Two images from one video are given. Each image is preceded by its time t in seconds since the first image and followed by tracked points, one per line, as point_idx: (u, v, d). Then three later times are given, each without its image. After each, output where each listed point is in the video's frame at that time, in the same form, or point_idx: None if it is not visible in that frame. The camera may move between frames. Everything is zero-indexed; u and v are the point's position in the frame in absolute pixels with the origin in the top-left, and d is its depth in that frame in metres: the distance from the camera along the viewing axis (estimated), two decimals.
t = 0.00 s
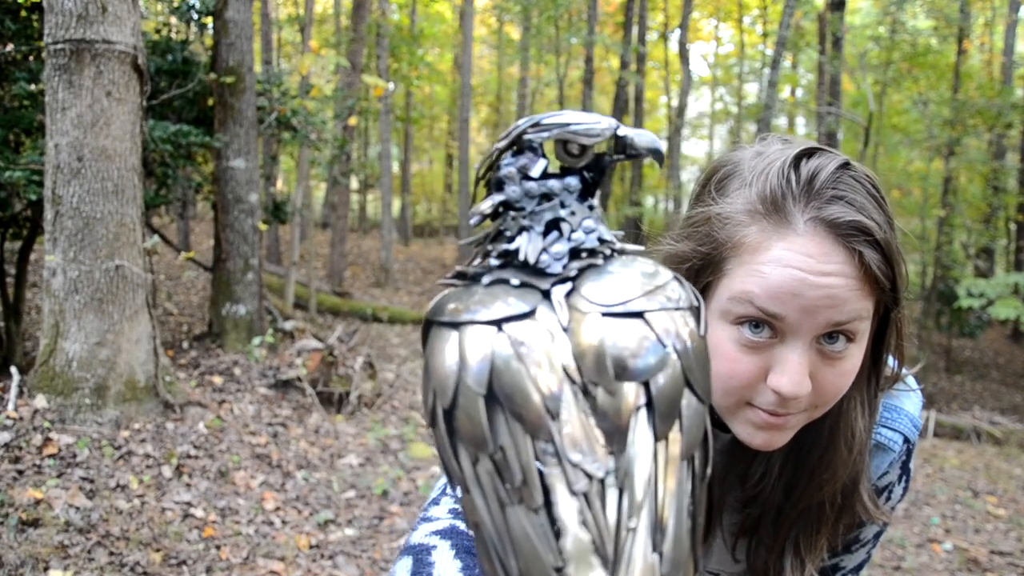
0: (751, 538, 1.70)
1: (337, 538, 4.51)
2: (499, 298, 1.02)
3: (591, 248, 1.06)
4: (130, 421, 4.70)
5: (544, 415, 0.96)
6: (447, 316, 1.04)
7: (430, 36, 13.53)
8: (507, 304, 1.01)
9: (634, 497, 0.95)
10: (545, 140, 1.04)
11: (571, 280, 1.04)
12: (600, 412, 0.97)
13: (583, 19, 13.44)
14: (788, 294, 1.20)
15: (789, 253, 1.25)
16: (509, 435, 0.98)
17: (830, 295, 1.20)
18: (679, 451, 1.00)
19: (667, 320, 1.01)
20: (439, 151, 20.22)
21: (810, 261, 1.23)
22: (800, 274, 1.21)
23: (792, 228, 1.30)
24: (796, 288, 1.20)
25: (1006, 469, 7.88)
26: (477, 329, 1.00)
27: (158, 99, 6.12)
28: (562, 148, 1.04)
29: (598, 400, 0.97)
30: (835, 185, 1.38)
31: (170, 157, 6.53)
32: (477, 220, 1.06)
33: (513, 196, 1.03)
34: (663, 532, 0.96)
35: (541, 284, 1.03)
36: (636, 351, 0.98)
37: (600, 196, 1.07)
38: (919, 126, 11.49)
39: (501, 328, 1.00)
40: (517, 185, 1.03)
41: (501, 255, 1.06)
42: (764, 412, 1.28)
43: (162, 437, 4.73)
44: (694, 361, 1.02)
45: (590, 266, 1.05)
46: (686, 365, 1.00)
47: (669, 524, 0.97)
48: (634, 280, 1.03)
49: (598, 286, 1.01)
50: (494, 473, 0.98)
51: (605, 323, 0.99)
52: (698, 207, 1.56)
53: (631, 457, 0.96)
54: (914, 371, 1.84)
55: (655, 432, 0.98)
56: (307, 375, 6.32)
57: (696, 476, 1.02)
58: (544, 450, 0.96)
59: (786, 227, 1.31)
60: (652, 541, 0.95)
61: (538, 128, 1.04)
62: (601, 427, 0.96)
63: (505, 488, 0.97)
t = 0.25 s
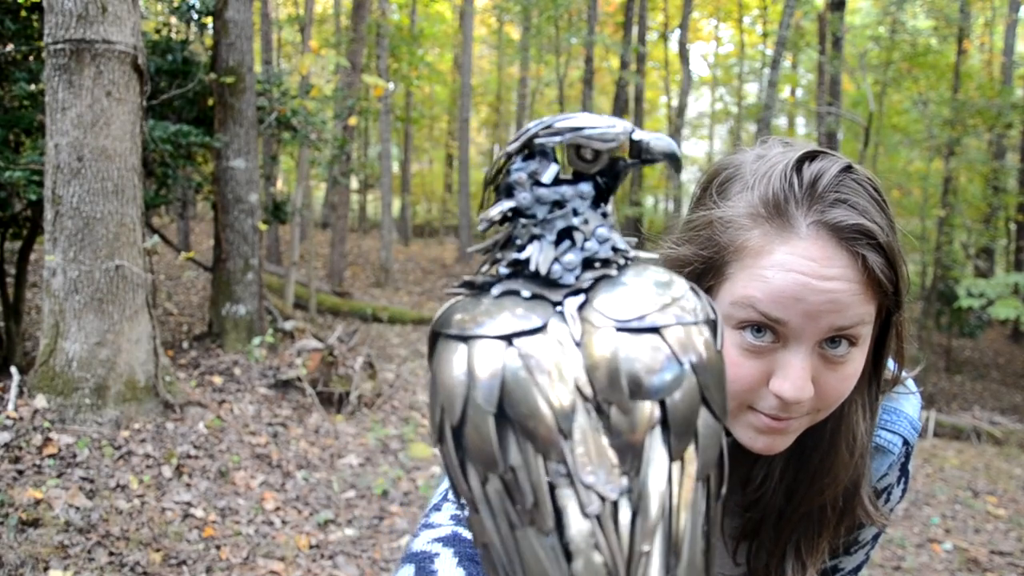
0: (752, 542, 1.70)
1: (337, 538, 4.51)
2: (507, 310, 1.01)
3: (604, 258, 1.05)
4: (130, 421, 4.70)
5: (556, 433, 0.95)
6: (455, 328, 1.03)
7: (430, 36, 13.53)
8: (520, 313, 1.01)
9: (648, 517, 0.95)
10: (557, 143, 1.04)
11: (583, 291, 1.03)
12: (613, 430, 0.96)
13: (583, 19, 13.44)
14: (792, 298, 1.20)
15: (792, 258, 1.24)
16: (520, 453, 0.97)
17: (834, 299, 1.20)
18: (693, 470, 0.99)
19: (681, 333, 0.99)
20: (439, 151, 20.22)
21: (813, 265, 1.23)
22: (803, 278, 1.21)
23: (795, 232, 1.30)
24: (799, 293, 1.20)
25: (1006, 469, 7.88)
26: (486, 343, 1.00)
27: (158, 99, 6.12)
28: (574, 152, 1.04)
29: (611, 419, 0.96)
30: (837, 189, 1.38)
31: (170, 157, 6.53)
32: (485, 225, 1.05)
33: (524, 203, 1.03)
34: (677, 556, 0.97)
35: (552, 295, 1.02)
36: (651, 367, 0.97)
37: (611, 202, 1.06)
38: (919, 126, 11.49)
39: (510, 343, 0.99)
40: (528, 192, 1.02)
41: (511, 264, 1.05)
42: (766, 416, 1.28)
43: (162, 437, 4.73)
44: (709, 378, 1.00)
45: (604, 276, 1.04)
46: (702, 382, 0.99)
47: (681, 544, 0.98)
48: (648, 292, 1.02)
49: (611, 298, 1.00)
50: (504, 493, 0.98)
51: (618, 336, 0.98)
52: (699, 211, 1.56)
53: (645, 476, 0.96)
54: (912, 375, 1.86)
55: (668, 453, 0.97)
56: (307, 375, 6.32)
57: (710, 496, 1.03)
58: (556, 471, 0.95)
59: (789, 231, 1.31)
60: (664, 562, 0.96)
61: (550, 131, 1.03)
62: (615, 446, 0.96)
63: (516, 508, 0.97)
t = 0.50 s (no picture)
0: (750, 541, 1.70)
1: (337, 538, 4.51)
2: (503, 324, 1.01)
3: (602, 274, 1.05)
4: (130, 421, 4.70)
5: (549, 446, 0.95)
6: (452, 341, 1.02)
7: (430, 36, 13.54)
8: (516, 329, 1.00)
9: (639, 531, 0.95)
10: (558, 161, 1.02)
11: (581, 308, 1.02)
12: (606, 445, 0.96)
13: (583, 19, 13.43)
14: (787, 298, 1.20)
15: (787, 257, 1.24)
16: (514, 465, 0.97)
17: (830, 297, 1.20)
18: (684, 483, 1.00)
19: (675, 351, 0.99)
20: (439, 151, 20.22)
21: (808, 263, 1.23)
22: (798, 277, 1.20)
23: (790, 231, 1.29)
24: (795, 291, 1.20)
25: (1006, 469, 7.88)
26: (483, 357, 0.99)
27: (158, 99, 6.12)
28: (574, 171, 1.03)
29: (605, 434, 0.96)
30: (832, 188, 1.38)
31: (170, 157, 6.53)
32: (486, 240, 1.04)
33: (523, 220, 1.01)
34: (666, 568, 0.97)
35: (550, 311, 1.01)
36: (644, 384, 0.97)
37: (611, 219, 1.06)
38: (919, 126, 11.49)
39: (506, 357, 0.99)
40: (528, 209, 1.02)
41: (509, 279, 1.04)
42: (763, 416, 1.28)
43: (162, 437, 4.73)
44: (701, 395, 1.00)
45: (600, 293, 1.04)
46: (694, 400, 0.99)
47: (671, 559, 0.98)
48: (644, 310, 1.01)
49: (607, 316, 1.00)
50: (498, 504, 0.98)
51: (613, 353, 0.98)
52: (696, 210, 1.56)
53: (636, 490, 0.96)
54: (910, 375, 1.86)
55: (660, 467, 0.97)
56: (307, 375, 6.31)
57: (700, 509, 1.03)
58: (549, 484, 0.95)
59: (784, 230, 1.30)
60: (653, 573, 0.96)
61: (551, 149, 1.02)
62: (607, 460, 0.95)
63: (509, 520, 0.97)
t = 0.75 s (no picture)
0: (744, 537, 1.69)
1: (337, 538, 4.51)
2: (498, 323, 1.04)
3: (592, 279, 1.09)
4: (130, 421, 4.70)
5: (538, 439, 0.98)
6: (449, 338, 1.06)
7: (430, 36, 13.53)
8: (510, 328, 1.04)
9: (619, 520, 0.98)
10: (553, 170, 1.07)
11: (571, 310, 1.06)
12: (591, 440, 0.99)
13: (583, 19, 13.42)
14: (774, 289, 1.20)
15: (774, 247, 1.24)
16: (504, 456, 1.00)
17: (816, 289, 1.20)
18: (664, 476, 1.02)
19: (659, 352, 1.02)
20: (439, 151, 20.22)
21: (795, 254, 1.22)
22: (785, 268, 1.21)
23: (777, 222, 1.29)
24: (781, 283, 1.20)
25: (1006, 469, 7.88)
26: (478, 354, 1.03)
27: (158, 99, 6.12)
28: (568, 181, 1.08)
29: (590, 429, 0.99)
30: (818, 179, 1.38)
31: (170, 157, 6.53)
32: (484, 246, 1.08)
33: (519, 225, 1.06)
34: (644, 555, 1.00)
35: (542, 311, 1.05)
36: (629, 382, 0.99)
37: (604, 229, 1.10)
38: (919, 126, 11.48)
39: (500, 353, 1.02)
40: (524, 215, 1.06)
41: (505, 281, 1.08)
42: (752, 407, 1.28)
43: (162, 437, 4.73)
44: (683, 394, 1.03)
45: (590, 296, 1.08)
46: (676, 399, 1.02)
47: (649, 547, 1.00)
48: (631, 313, 1.05)
49: (596, 317, 1.03)
50: (489, 491, 1.01)
51: (601, 353, 1.01)
52: (685, 204, 1.56)
53: (619, 482, 0.99)
54: (905, 374, 1.85)
55: (641, 461, 1.00)
56: (306, 375, 6.31)
57: (679, 502, 1.06)
58: (537, 474, 0.98)
59: (772, 221, 1.30)
60: (632, 561, 0.99)
61: (547, 159, 1.06)
62: (592, 453, 0.98)
63: (498, 506, 1.00)
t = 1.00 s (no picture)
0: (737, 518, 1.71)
1: (337, 538, 4.51)
2: (502, 298, 1.13)
3: (587, 265, 1.17)
4: (130, 421, 4.70)
5: (541, 395, 1.06)
6: (461, 310, 1.14)
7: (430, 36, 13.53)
8: (515, 302, 1.12)
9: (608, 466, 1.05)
10: (557, 170, 1.16)
11: (570, 289, 1.13)
12: (585, 396, 1.07)
13: (583, 19, 13.40)
14: (751, 256, 1.21)
15: (751, 214, 1.24)
16: (511, 406, 1.08)
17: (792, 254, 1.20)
18: (647, 431, 1.10)
19: (646, 326, 1.11)
20: (439, 151, 20.21)
21: (772, 220, 1.23)
22: (762, 235, 1.21)
23: (755, 190, 1.29)
24: (758, 249, 1.21)
25: (1006, 469, 7.87)
26: (489, 323, 1.10)
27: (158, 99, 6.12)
28: (569, 179, 1.16)
29: (585, 387, 1.07)
30: (794, 150, 1.38)
31: (170, 157, 6.53)
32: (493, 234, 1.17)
33: (525, 216, 1.15)
34: (630, 496, 1.05)
35: (545, 289, 1.12)
36: (618, 350, 1.09)
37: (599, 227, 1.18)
38: (919, 126, 11.47)
39: (510, 323, 1.10)
40: (530, 207, 1.15)
41: (512, 264, 1.16)
42: (734, 374, 1.29)
43: (162, 437, 4.73)
44: (668, 361, 1.12)
45: (587, 279, 1.15)
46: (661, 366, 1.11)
47: (633, 488, 1.06)
48: (621, 292, 1.14)
49: (593, 295, 1.12)
50: (496, 439, 1.08)
51: (594, 325, 1.10)
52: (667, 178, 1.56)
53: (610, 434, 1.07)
54: (896, 366, 1.80)
55: (628, 414, 1.08)
56: (306, 375, 6.32)
57: (660, 454, 1.13)
58: (539, 424, 1.06)
59: (749, 188, 1.30)
60: (620, 501, 1.04)
61: (551, 159, 1.16)
62: (588, 409, 1.07)
63: (505, 451, 1.07)
